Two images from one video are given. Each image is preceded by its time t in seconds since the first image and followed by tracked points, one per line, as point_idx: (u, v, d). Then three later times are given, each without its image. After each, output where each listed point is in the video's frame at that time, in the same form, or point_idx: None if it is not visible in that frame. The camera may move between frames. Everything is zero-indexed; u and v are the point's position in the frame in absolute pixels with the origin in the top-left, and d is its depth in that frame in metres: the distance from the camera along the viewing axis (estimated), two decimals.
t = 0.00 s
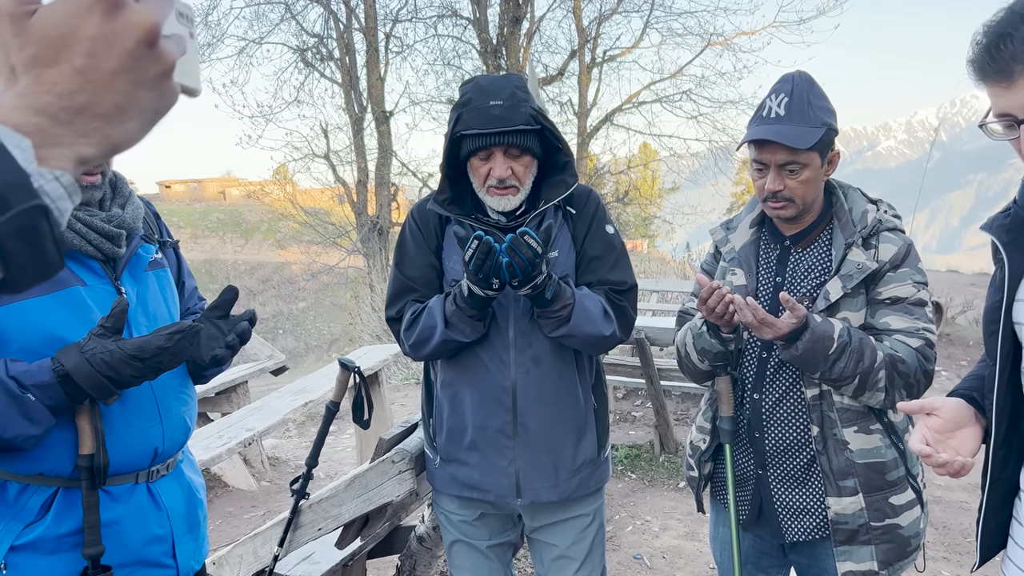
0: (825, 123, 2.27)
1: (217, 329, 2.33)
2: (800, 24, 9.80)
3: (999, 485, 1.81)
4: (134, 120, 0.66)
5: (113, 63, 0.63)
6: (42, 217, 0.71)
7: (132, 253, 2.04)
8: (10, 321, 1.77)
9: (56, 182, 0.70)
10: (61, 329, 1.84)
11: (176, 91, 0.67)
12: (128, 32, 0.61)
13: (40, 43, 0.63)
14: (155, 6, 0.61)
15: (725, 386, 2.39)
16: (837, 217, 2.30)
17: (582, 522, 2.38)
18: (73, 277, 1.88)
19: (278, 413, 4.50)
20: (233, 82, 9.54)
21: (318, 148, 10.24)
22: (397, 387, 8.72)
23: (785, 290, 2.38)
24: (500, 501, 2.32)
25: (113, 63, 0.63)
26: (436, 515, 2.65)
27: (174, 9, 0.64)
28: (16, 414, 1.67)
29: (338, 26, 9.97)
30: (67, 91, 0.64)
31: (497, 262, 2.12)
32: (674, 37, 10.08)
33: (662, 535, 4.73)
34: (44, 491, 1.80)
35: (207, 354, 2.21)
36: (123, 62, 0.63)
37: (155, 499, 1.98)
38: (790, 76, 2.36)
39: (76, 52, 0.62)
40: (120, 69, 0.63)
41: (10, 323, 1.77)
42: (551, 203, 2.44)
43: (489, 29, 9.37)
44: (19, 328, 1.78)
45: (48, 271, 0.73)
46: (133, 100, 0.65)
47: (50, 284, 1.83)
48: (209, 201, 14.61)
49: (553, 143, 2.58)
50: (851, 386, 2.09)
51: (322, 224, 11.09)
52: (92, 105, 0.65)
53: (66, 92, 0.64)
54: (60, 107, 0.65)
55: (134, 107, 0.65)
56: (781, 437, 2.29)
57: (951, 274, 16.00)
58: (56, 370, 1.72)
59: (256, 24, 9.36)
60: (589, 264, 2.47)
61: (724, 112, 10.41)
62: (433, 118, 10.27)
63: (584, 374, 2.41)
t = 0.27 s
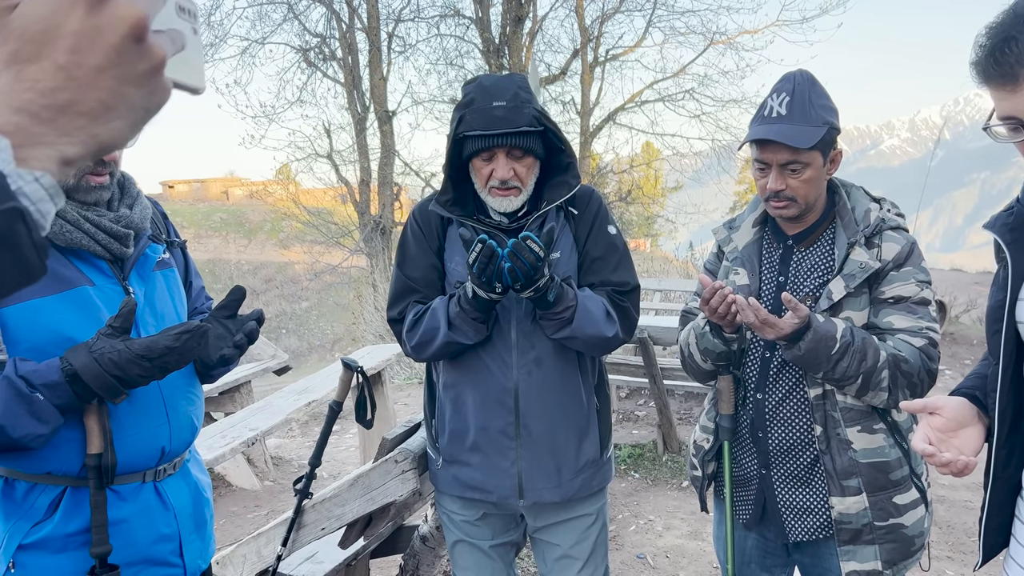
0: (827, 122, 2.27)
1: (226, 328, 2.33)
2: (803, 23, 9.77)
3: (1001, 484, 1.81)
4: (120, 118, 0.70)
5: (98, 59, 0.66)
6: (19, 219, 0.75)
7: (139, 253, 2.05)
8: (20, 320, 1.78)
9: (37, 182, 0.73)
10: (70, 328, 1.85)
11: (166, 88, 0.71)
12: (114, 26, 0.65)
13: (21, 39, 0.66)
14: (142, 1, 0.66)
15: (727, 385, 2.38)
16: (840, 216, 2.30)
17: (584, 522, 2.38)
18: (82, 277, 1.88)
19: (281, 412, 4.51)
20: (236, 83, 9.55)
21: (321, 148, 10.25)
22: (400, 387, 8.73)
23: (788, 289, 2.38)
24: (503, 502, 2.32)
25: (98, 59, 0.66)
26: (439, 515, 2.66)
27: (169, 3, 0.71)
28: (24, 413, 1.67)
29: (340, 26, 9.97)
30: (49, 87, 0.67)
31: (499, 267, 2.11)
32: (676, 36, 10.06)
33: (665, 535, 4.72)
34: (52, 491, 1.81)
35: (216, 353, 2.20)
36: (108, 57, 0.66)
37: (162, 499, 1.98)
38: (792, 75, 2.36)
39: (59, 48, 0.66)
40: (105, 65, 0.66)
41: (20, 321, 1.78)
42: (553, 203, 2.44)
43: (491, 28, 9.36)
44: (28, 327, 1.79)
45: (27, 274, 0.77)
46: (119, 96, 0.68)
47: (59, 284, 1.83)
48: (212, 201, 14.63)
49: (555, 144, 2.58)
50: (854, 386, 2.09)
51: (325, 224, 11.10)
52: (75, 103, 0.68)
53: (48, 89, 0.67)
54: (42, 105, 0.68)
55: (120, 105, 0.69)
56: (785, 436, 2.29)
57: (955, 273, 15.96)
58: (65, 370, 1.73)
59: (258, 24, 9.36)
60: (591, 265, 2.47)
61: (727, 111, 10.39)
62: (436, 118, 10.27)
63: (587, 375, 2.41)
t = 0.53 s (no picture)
0: (829, 121, 2.27)
1: (231, 329, 2.33)
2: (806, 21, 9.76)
3: (1004, 483, 1.80)
4: (86, 118, 0.63)
5: (60, 55, 0.59)
6: None
7: (146, 252, 2.07)
8: (26, 319, 1.79)
9: None
10: (76, 327, 1.86)
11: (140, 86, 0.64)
12: (77, 21, 0.57)
13: None
14: None
15: (728, 384, 2.39)
16: (842, 215, 2.30)
17: (587, 522, 2.39)
18: (88, 276, 1.89)
19: (283, 412, 4.52)
20: (239, 83, 9.57)
21: (324, 148, 10.26)
22: (403, 386, 8.75)
23: (790, 289, 2.38)
24: (505, 504, 2.32)
25: (60, 55, 0.59)
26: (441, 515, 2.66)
27: None
28: (30, 413, 1.68)
29: (343, 26, 9.99)
30: (3, 85, 0.59)
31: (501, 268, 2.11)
32: (679, 35, 10.05)
33: (668, 534, 4.72)
34: (58, 490, 1.83)
35: (221, 353, 2.21)
36: (71, 53, 0.59)
37: (167, 498, 1.99)
38: (793, 74, 2.36)
39: (17, 42, 0.57)
40: (69, 62, 0.59)
41: (26, 320, 1.79)
42: (554, 202, 2.44)
43: (493, 28, 9.37)
44: (34, 327, 1.80)
45: None
46: (84, 96, 0.61)
47: (66, 283, 1.85)
48: (215, 201, 14.66)
49: (554, 137, 2.60)
50: (855, 386, 2.09)
51: (327, 223, 11.11)
52: (37, 103, 0.61)
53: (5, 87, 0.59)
54: None
55: (86, 105, 0.62)
56: (786, 436, 2.29)
57: (959, 272, 15.92)
58: (70, 369, 1.73)
59: (261, 24, 9.38)
60: (593, 266, 2.47)
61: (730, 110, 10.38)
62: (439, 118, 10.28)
63: (589, 377, 2.41)
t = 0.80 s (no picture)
0: (830, 121, 2.26)
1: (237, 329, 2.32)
2: (808, 21, 9.75)
3: (1007, 482, 1.80)
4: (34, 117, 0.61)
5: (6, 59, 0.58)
6: None
7: (151, 253, 2.07)
8: (32, 319, 1.79)
9: None
10: (81, 328, 1.86)
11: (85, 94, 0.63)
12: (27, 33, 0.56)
13: None
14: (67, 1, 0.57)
15: (731, 385, 2.39)
16: (844, 216, 2.30)
17: (589, 524, 2.39)
18: (94, 277, 1.90)
19: (286, 412, 4.53)
20: (241, 83, 9.58)
21: (326, 148, 10.27)
22: (405, 387, 8.76)
23: (792, 290, 2.37)
24: (506, 505, 2.33)
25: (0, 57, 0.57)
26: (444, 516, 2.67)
27: None
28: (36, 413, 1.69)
29: (345, 26, 10.00)
30: None
31: (499, 265, 2.12)
32: (681, 34, 10.05)
33: (670, 534, 4.72)
34: (64, 491, 1.84)
35: (227, 354, 2.21)
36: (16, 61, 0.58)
37: (172, 499, 2.00)
38: (795, 74, 2.36)
39: None
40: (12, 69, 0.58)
41: (32, 321, 1.79)
42: (555, 201, 2.45)
43: (495, 28, 9.38)
44: (40, 327, 1.80)
45: None
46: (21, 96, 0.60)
47: (73, 284, 1.86)
48: (217, 202, 14.69)
49: (556, 136, 2.60)
50: (858, 386, 2.09)
51: (329, 224, 11.12)
52: None
53: None
54: None
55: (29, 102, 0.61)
56: (789, 436, 2.29)
57: (962, 271, 15.88)
58: (77, 370, 1.74)
59: (263, 25, 9.39)
60: (596, 267, 2.46)
61: (732, 110, 10.37)
62: (441, 118, 10.29)
63: (591, 378, 2.41)
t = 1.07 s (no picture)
0: (831, 122, 2.26)
1: (240, 331, 2.30)
2: (809, 21, 9.74)
3: (1012, 482, 1.80)
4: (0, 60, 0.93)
5: None
6: None
7: (156, 254, 2.07)
8: (36, 320, 1.79)
9: None
10: (84, 329, 1.86)
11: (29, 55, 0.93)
12: None
13: None
14: None
15: (735, 388, 2.38)
16: (845, 216, 2.29)
17: (588, 528, 2.39)
18: (98, 278, 1.90)
19: (287, 413, 4.53)
20: (243, 84, 9.58)
21: (327, 148, 10.27)
22: (406, 387, 8.75)
23: (794, 290, 2.37)
24: (501, 505, 2.33)
25: None
26: (444, 517, 2.66)
27: None
28: (40, 414, 1.69)
29: (346, 27, 10.01)
30: None
31: (496, 261, 2.12)
32: (682, 35, 10.04)
33: (671, 535, 4.72)
34: (67, 492, 1.84)
35: (230, 355, 2.21)
36: None
37: (175, 499, 2.00)
38: (796, 74, 2.35)
39: None
40: None
41: (36, 323, 1.79)
42: (556, 201, 2.46)
43: (496, 28, 9.37)
44: (43, 328, 1.80)
45: None
46: None
47: (76, 285, 1.86)
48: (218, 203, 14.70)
49: (556, 136, 2.59)
50: (860, 386, 2.08)
51: (330, 224, 11.12)
52: None
53: None
54: None
55: None
56: (791, 437, 2.28)
57: (964, 271, 15.86)
58: (81, 372, 1.74)
59: (264, 25, 9.40)
60: (596, 267, 2.46)
61: (733, 110, 10.36)
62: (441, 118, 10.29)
63: (589, 379, 2.40)
